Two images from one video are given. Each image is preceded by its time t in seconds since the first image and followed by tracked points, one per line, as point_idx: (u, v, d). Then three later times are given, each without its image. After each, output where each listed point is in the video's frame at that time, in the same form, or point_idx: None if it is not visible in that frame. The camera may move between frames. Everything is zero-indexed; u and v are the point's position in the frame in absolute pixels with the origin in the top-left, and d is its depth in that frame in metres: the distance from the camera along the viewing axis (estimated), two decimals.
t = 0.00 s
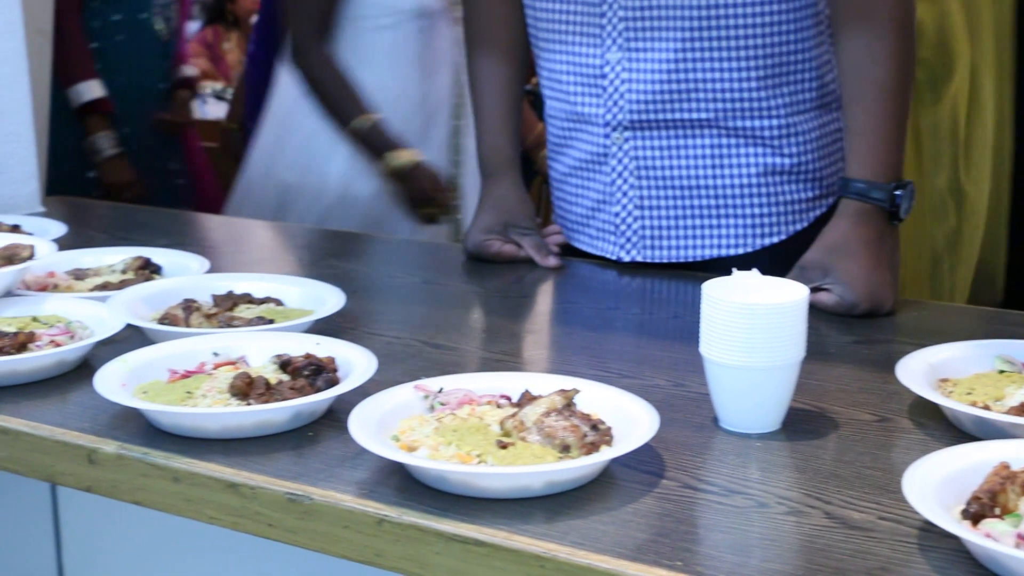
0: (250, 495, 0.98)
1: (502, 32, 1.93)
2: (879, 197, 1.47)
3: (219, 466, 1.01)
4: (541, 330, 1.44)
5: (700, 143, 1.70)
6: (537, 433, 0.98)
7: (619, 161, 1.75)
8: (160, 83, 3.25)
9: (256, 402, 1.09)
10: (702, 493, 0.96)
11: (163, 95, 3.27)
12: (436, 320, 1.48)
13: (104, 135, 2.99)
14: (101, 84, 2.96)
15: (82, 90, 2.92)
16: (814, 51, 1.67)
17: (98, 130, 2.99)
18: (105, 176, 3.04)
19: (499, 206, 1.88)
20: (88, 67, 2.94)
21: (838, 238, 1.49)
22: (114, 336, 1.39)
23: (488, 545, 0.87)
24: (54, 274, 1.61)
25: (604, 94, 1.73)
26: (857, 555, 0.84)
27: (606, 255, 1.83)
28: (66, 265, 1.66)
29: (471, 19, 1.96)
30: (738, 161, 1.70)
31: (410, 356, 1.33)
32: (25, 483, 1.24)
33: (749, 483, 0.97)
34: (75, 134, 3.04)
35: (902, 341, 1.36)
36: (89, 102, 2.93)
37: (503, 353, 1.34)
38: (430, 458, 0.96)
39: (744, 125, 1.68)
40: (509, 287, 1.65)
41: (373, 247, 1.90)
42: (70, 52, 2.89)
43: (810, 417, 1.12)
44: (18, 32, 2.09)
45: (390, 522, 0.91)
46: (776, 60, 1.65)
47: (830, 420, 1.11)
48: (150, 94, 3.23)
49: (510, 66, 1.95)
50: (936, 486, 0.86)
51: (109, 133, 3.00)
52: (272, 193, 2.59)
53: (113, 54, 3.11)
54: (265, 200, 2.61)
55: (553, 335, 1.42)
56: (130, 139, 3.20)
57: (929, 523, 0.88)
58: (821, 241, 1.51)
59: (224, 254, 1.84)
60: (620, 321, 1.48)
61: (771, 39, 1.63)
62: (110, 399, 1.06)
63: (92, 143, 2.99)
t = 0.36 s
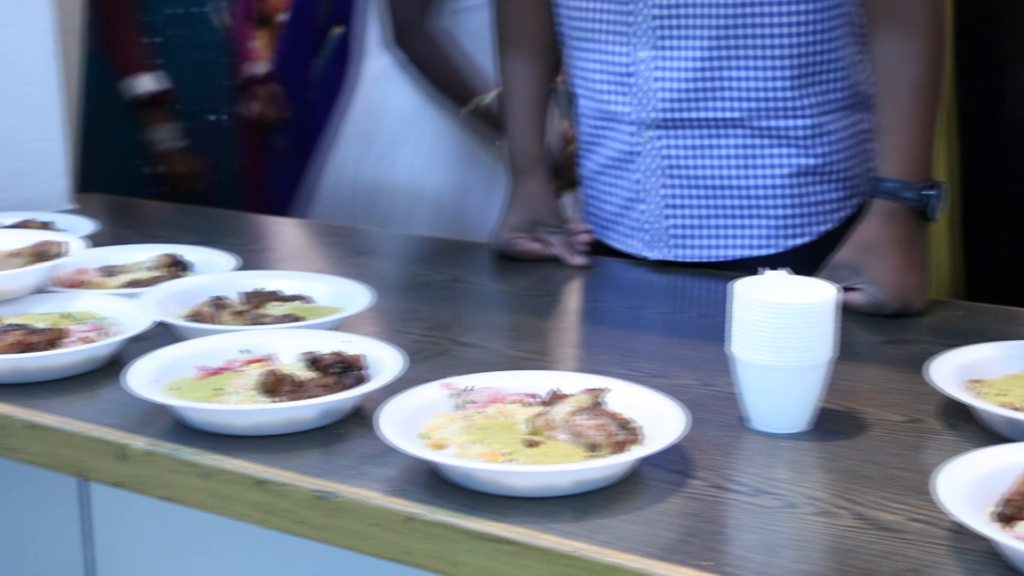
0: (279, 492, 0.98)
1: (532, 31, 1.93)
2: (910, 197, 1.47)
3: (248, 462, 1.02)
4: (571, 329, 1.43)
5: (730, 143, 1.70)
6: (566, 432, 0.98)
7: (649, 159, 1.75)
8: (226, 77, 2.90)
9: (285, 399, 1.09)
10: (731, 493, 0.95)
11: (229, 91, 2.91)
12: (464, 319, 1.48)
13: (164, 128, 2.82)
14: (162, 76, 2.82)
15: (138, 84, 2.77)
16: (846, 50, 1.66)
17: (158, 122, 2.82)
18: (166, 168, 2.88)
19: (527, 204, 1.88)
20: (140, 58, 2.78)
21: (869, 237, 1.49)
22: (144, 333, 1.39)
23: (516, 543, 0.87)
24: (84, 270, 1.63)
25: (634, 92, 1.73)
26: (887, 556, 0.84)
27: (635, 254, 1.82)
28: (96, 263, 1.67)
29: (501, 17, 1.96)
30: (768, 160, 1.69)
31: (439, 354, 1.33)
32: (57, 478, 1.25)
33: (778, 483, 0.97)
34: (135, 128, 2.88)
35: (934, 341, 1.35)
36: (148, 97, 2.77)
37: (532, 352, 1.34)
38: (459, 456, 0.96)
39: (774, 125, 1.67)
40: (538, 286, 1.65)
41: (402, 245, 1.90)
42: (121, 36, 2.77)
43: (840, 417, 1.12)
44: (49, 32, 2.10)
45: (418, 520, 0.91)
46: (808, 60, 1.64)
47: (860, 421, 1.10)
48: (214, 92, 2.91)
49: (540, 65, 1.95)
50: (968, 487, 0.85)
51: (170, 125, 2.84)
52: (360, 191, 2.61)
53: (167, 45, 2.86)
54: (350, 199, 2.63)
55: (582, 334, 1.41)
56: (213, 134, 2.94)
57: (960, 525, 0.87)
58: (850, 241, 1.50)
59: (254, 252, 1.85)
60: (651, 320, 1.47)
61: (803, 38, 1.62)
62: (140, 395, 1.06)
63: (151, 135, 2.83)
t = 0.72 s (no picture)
0: (306, 489, 0.98)
1: (557, 29, 1.93)
2: (940, 198, 1.48)
3: (274, 459, 1.02)
4: (597, 327, 1.43)
5: (755, 141, 1.69)
6: (592, 431, 0.98)
7: (673, 157, 1.75)
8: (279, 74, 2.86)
9: (312, 396, 1.09)
10: (758, 493, 0.95)
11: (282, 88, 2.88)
12: (490, 317, 1.48)
13: (228, 122, 2.78)
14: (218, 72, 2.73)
15: (198, 79, 2.69)
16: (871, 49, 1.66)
17: (221, 117, 2.77)
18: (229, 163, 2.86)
19: (553, 202, 1.88)
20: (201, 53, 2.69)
21: (897, 234, 1.49)
22: (172, 330, 1.40)
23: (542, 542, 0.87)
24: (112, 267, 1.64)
25: (658, 90, 1.72)
26: (916, 557, 0.83)
27: (658, 252, 1.82)
28: (124, 260, 1.68)
29: (526, 15, 1.96)
30: (793, 159, 1.68)
31: (465, 352, 1.33)
32: (84, 475, 1.26)
33: (806, 483, 0.97)
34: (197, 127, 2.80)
35: (961, 341, 1.34)
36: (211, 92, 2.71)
37: (557, 350, 1.33)
38: (485, 454, 0.96)
39: (800, 123, 1.66)
40: (564, 285, 1.65)
41: (429, 244, 1.90)
42: (178, 40, 2.64)
43: (868, 417, 1.11)
44: (78, 31, 2.10)
45: (444, 517, 0.91)
46: (834, 59, 1.64)
47: (888, 421, 1.10)
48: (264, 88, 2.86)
49: (566, 62, 1.94)
50: (997, 488, 0.85)
51: (234, 120, 2.79)
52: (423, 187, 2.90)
53: (222, 43, 2.79)
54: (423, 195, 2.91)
55: (608, 332, 1.41)
56: (270, 124, 2.90)
57: (990, 527, 0.87)
58: (878, 238, 1.51)
59: (281, 250, 1.85)
60: (677, 318, 1.47)
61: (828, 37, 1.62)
62: (168, 392, 1.07)
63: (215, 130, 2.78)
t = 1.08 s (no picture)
0: (332, 487, 0.98)
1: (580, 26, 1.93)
2: (969, 200, 1.47)
3: (301, 457, 1.02)
4: (623, 327, 1.43)
5: (779, 142, 1.69)
6: (618, 430, 0.98)
7: (697, 156, 1.74)
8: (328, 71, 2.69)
9: (337, 394, 1.10)
10: (784, 493, 0.95)
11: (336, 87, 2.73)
12: (517, 316, 1.48)
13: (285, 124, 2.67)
14: (277, 72, 2.63)
15: (256, 82, 2.59)
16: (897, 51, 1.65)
17: (277, 118, 2.66)
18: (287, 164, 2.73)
19: (579, 200, 1.88)
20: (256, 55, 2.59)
21: (927, 232, 1.49)
22: (199, 328, 1.41)
23: (567, 541, 0.87)
24: (139, 266, 1.64)
25: (684, 89, 1.72)
26: (944, 559, 0.83)
27: (680, 251, 1.81)
28: (151, 258, 1.69)
29: (550, 13, 1.96)
30: (817, 160, 1.67)
31: (491, 351, 1.33)
32: (111, 471, 1.27)
33: (833, 483, 0.96)
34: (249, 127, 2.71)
35: (991, 342, 1.33)
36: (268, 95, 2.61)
37: (584, 350, 1.33)
38: (511, 453, 0.96)
39: (824, 124, 1.66)
40: (589, 284, 1.65)
41: (455, 243, 1.90)
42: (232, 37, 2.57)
43: (895, 417, 1.11)
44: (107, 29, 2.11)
45: (470, 516, 0.91)
46: (859, 60, 1.63)
47: (915, 422, 1.09)
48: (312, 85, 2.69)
49: (590, 59, 1.94)
50: None
51: (291, 122, 2.68)
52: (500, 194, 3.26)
53: (276, 40, 2.66)
54: (503, 201, 3.28)
55: (635, 331, 1.41)
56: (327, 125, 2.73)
57: (1019, 529, 0.86)
58: (907, 236, 1.50)
59: (308, 248, 1.86)
60: (704, 318, 1.47)
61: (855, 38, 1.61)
62: (195, 390, 1.07)
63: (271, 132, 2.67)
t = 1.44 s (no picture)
0: (358, 485, 0.99)
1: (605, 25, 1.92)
2: (999, 200, 1.48)
3: (327, 455, 1.02)
4: (650, 327, 1.42)
5: (807, 142, 1.68)
6: (644, 430, 0.98)
7: (725, 156, 1.74)
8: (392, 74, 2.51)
9: (364, 393, 1.10)
10: (811, 494, 0.94)
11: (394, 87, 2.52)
12: (543, 316, 1.48)
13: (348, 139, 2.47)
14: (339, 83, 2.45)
15: (319, 92, 2.41)
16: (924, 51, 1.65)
17: (340, 132, 2.47)
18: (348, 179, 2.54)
19: (605, 200, 1.88)
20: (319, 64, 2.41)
21: (954, 233, 1.48)
22: (225, 326, 1.41)
23: (593, 541, 0.87)
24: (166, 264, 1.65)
25: (711, 89, 1.72)
26: (973, 561, 0.82)
27: (707, 251, 1.81)
28: (178, 256, 1.70)
29: (575, 12, 1.96)
30: (845, 160, 1.67)
31: (517, 350, 1.33)
32: (139, 468, 1.28)
33: (860, 485, 0.96)
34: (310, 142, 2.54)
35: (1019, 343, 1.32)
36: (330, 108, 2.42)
37: (610, 350, 1.33)
38: (536, 452, 0.96)
39: (853, 124, 1.65)
40: (615, 284, 1.64)
41: (480, 242, 1.90)
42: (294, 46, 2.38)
43: (922, 418, 1.10)
44: (135, 26, 2.13)
45: (496, 516, 0.91)
46: (885, 58, 1.63)
47: (942, 423, 1.09)
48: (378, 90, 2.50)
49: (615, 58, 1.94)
50: None
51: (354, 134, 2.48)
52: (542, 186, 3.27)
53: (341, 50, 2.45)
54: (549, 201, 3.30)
55: (661, 331, 1.41)
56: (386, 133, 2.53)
57: None
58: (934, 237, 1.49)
59: (334, 247, 1.86)
60: (731, 319, 1.46)
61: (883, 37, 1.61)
62: (222, 389, 1.08)
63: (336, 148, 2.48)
